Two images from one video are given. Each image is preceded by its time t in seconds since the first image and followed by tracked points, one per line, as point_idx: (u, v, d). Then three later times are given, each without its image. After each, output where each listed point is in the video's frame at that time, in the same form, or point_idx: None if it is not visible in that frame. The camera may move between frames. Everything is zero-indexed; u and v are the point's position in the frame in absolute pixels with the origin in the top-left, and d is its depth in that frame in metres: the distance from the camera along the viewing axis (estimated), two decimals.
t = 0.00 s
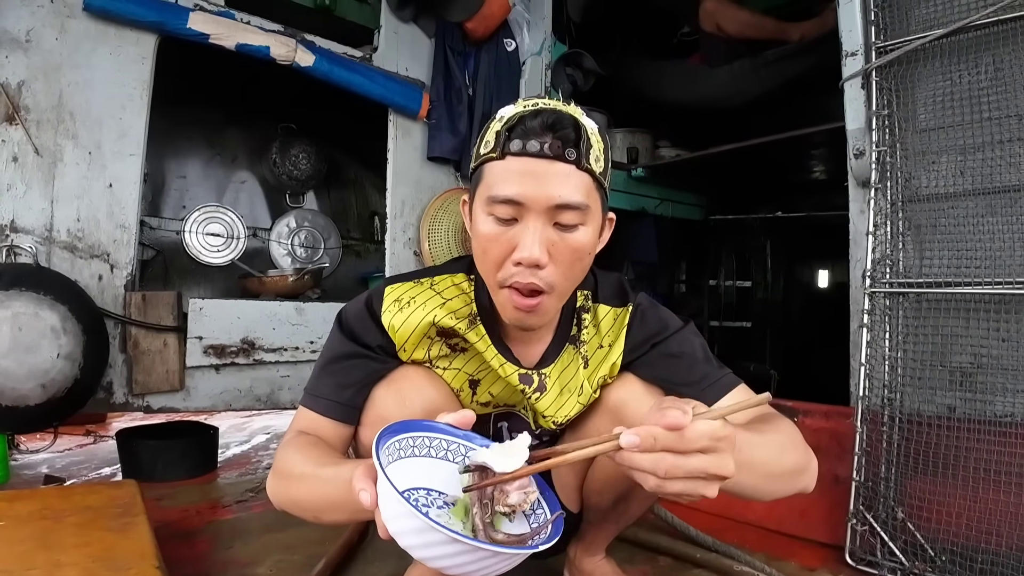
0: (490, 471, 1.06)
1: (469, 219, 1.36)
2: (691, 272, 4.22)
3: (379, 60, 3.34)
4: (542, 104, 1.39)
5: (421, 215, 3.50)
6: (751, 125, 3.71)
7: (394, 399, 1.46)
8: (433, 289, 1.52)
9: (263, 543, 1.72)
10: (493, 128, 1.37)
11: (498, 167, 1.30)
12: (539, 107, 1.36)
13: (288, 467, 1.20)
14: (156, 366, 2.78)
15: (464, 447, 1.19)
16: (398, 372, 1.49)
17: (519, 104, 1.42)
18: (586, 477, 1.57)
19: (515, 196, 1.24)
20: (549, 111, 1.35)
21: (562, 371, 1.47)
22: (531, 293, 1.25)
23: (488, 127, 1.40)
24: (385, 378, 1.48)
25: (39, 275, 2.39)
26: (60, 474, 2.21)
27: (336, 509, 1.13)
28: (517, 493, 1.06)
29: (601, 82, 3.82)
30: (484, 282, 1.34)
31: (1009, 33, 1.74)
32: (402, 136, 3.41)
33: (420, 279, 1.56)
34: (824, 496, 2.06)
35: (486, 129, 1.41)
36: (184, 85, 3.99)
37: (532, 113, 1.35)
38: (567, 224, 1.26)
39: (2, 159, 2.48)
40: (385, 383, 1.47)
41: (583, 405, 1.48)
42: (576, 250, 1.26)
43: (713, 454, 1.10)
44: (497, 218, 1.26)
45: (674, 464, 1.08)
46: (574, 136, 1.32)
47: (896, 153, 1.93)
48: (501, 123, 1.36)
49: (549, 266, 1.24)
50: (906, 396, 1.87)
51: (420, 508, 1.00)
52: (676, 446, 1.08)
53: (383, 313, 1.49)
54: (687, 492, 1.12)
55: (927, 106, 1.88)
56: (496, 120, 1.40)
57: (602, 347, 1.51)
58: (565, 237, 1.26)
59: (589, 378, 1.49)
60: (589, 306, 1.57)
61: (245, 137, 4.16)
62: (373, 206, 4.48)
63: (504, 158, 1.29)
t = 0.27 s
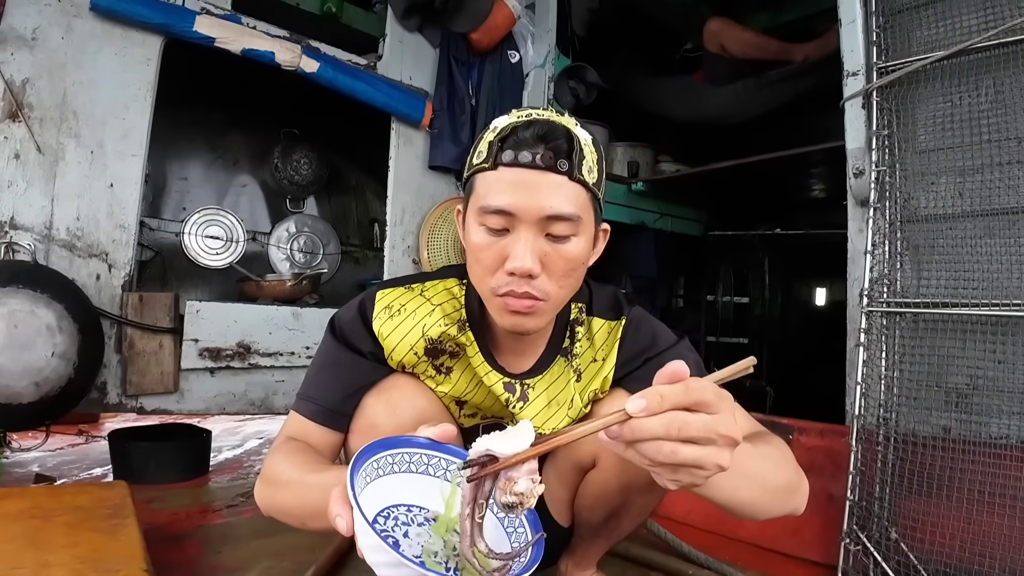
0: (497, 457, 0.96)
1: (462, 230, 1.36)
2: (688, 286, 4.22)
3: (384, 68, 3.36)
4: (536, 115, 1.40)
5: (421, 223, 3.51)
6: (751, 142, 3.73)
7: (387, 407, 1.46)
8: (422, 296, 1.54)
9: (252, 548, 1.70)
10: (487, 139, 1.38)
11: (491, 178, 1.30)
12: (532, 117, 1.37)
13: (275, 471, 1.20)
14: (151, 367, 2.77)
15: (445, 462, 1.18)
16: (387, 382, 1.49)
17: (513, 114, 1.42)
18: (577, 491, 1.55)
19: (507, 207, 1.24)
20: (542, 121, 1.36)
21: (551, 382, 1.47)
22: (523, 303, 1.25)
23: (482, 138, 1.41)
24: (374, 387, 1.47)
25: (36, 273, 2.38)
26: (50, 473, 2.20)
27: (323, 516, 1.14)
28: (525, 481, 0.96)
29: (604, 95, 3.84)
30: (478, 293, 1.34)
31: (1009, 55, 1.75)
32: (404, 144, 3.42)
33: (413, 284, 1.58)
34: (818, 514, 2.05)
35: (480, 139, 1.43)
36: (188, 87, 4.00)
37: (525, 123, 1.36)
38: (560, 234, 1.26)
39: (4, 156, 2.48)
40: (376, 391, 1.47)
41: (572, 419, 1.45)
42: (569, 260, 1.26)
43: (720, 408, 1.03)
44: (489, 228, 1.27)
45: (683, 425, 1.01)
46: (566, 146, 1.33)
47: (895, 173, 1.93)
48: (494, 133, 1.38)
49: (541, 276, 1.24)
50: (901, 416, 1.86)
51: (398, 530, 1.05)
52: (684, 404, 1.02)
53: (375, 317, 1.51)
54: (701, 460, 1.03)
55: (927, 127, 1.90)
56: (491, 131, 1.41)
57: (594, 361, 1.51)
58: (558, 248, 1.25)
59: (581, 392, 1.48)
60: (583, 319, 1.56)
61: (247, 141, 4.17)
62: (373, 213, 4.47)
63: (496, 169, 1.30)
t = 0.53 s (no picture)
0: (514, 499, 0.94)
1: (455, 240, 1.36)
2: (685, 304, 4.26)
3: (388, 78, 3.37)
4: (530, 126, 1.41)
5: (420, 233, 3.51)
6: (751, 161, 3.75)
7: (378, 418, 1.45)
8: (416, 310, 1.56)
9: (240, 555, 1.68)
10: (481, 150, 1.39)
11: (486, 188, 1.30)
12: (527, 129, 1.38)
13: (248, 486, 1.19)
14: (144, 368, 2.75)
15: (422, 487, 1.13)
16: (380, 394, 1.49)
17: (508, 126, 1.44)
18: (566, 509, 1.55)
19: (501, 216, 1.24)
20: (536, 133, 1.37)
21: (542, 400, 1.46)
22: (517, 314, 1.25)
23: (477, 149, 1.42)
24: (366, 400, 1.48)
25: (34, 270, 2.37)
26: (39, 472, 2.18)
27: (296, 536, 1.14)
28: (538, 538, 0.96)
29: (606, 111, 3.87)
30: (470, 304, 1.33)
31: (1009, 82, 1.76)
32: (405, 154, 3.44)
33: (405, 297, 1.59)
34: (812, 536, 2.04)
35: (476, 149, 1.44)
36: (192, 91, 4.02)
37: (519, 134, 1.37)
38: (553, 244, 1.26)
39: (6, 152, 2.48)
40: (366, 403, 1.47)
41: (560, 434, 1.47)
42: (563, 271, 1.26)
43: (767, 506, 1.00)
44: (483, 238, 1.26)
45: (727, 521, 0.96)
46: (561, 157, 1.34)
47: (893, 196, 1.95)
48: (489, 143, 1.40)
49: (534, 287, 1.24)
50: (896, 438, 1.86)
51: None
52: (738, 501, 0.95)
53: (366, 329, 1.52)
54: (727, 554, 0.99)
55: (926, 151, 1.91)
56: (485, 142, 1.42)
57: (586, 377, 1.50)
58: (552, 258, 1.25)
59: (571, 409, 1.47)
60: (577, 333, 1.59)
61: (249, 146, 4.18)
62: (373, 221, 4.46)
63: (490, 178, 1.31)
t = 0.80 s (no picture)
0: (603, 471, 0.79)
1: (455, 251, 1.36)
2: (681, 321, 4.27)
3: (391, 88, 3.40)
4: (532, 137, 1.43)
5: (418, 243, 3.51)
6: (750, 180, 3.78)
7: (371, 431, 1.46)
8: (411, 322, 1.55)
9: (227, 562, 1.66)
10: (482, 159, 1.41)
11: (488, 198, 1.31)
12: (529, 140, 1.40)
13: (229, 506, 1.12)
14: (137, 371, 2.74)
15: (424, 508, 1.05)
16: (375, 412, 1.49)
17: (509, 136, 1.45)
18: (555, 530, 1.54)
19: (505, 227, 1.24)
20: (538, 143, 1.39)
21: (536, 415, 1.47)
22: (520, 325, 1.24)
23: (478, 159, 1.43)
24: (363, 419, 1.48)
25: (30, 268, 2.36)
26: (28, 471, 2.16)
27: (279, 566, 1.06)
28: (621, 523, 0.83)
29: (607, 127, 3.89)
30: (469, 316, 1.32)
31: (1008, 108, 1.78)
32: (406, 163, 3.46)
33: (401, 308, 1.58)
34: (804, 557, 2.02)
35: (476, 159, 1.45)
36: (196, 95, 4.04)
37: (521, 144, 1.38)
38: (557, 255, 1.26)
39: (7, 150, 2.49)
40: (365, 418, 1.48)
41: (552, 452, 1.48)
42: (567, 282, 1.26)
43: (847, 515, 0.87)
44: (485, 249, 1.26)
45: (810, 525, 0.84)
46: (564, 168, 1.35)
47: (890, 219, 1.97)
48: (491, 153, 1.41)
49: (538, 298, 1.23)
50: (889, 461, 1.86)
51: None
52: (827, 505, 0.83)
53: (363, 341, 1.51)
54: (790, 562, 0.89)
55: (924, 175, 1.93)
56: (486, 152, 1.43)
57: (580, 394, 1.52)
58: (555, 270, 1.25)
59: (563, 425, 1.50)
60: (574, 349, 1.57)
61: (251, 151, 4.19)
62: (371, 230, 4.44)
63: (492, 188, 1.32)
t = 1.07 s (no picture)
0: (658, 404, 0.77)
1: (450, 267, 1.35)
2: (678, 334, 4.26)
3: (393, 97, 3.42)
4: (530, 149, 1.44)
5: (417, 251, 3.52)
6: (749, 196, 3.79)
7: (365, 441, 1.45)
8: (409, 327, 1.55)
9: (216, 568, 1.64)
10: (480, 170, 1.42)
11: (486, 213, 1.31)
12: (527, 152, 1.41)
13: (217, 511, 1.09)
14: (131, 373, 2.73)
15: (434, 491, 1.02)
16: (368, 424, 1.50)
17: (507, 149, 1.47)
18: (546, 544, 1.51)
19: (502, 241, 1.24)
20: (537, 155, 1.39)
21: (530, 426, 1.48)
22: (517, 341, 1.23)
23: (476, 169, 1.44)
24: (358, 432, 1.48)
25: (27, 267, 2.36)
26: (18, 471, 2.14)
27: (272, 570, 1.03)
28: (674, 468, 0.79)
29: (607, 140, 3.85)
30: (465, 332, 1.31)
31: (1006, 129, 1.79)
32: (406, 172, 3.47)
33: (398, 314, 1.59)
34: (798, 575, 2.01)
35: (472, 171, 1.45)
36: (199, 99, 4.05)
37: (520, 157, 1.39)
38: (555, 270, 1.26)
39: (8, 148, 2.49)
40: (360, 429, 1.49)
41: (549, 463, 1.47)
42: (564, 298, 1.26)
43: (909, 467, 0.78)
44: (482, 263, 1.26)
45: (872, 477, 0.74)
46: (562, 182, 1.36)
47: (888, 237, 1.97)
48: (488, 166, 1.41)
49: (536, 314, 1.23)
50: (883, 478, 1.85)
51: None
52: (886, 454, 0.74)
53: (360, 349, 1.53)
54: (847, 522, 0.80)
55: (922, 194, 1.94)
56: (484, 163, 1.44)
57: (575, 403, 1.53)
58: (553, 285, 1.25)
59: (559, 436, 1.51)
60: (571, 361, 1.57)
61: (252, 156, 4.20)
62: (370, 237, 4.48)
63: (489, 202, 1.32)
